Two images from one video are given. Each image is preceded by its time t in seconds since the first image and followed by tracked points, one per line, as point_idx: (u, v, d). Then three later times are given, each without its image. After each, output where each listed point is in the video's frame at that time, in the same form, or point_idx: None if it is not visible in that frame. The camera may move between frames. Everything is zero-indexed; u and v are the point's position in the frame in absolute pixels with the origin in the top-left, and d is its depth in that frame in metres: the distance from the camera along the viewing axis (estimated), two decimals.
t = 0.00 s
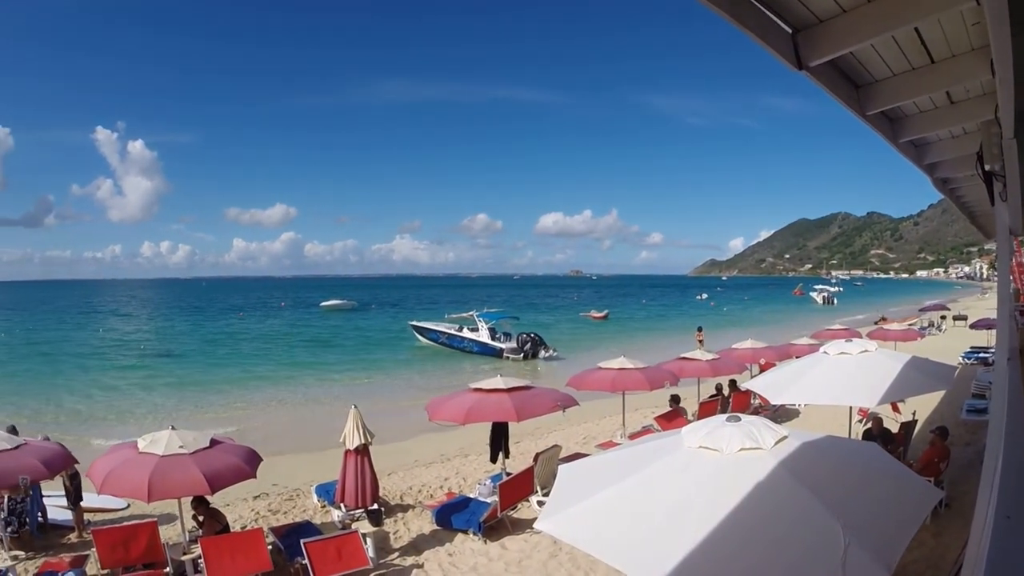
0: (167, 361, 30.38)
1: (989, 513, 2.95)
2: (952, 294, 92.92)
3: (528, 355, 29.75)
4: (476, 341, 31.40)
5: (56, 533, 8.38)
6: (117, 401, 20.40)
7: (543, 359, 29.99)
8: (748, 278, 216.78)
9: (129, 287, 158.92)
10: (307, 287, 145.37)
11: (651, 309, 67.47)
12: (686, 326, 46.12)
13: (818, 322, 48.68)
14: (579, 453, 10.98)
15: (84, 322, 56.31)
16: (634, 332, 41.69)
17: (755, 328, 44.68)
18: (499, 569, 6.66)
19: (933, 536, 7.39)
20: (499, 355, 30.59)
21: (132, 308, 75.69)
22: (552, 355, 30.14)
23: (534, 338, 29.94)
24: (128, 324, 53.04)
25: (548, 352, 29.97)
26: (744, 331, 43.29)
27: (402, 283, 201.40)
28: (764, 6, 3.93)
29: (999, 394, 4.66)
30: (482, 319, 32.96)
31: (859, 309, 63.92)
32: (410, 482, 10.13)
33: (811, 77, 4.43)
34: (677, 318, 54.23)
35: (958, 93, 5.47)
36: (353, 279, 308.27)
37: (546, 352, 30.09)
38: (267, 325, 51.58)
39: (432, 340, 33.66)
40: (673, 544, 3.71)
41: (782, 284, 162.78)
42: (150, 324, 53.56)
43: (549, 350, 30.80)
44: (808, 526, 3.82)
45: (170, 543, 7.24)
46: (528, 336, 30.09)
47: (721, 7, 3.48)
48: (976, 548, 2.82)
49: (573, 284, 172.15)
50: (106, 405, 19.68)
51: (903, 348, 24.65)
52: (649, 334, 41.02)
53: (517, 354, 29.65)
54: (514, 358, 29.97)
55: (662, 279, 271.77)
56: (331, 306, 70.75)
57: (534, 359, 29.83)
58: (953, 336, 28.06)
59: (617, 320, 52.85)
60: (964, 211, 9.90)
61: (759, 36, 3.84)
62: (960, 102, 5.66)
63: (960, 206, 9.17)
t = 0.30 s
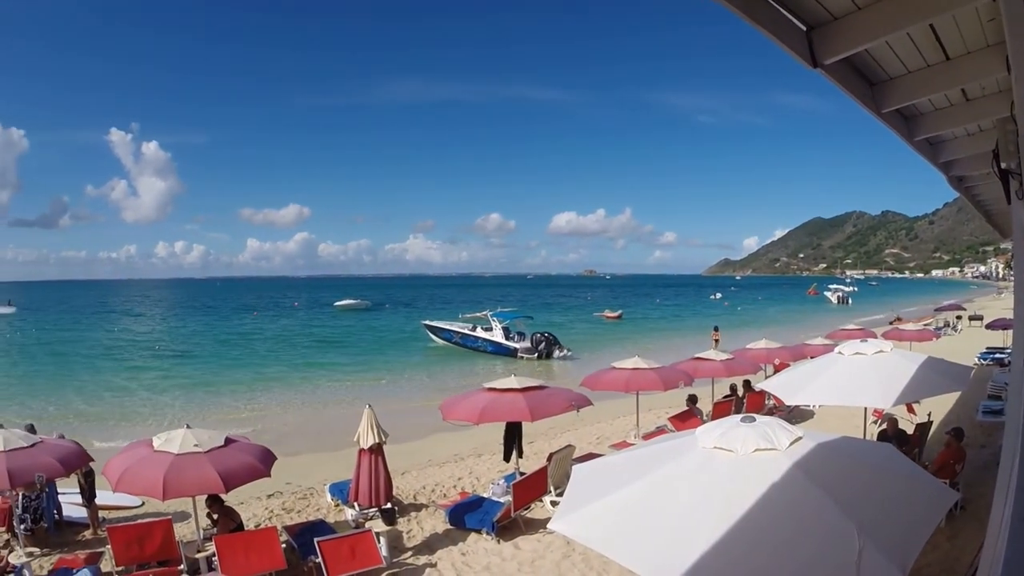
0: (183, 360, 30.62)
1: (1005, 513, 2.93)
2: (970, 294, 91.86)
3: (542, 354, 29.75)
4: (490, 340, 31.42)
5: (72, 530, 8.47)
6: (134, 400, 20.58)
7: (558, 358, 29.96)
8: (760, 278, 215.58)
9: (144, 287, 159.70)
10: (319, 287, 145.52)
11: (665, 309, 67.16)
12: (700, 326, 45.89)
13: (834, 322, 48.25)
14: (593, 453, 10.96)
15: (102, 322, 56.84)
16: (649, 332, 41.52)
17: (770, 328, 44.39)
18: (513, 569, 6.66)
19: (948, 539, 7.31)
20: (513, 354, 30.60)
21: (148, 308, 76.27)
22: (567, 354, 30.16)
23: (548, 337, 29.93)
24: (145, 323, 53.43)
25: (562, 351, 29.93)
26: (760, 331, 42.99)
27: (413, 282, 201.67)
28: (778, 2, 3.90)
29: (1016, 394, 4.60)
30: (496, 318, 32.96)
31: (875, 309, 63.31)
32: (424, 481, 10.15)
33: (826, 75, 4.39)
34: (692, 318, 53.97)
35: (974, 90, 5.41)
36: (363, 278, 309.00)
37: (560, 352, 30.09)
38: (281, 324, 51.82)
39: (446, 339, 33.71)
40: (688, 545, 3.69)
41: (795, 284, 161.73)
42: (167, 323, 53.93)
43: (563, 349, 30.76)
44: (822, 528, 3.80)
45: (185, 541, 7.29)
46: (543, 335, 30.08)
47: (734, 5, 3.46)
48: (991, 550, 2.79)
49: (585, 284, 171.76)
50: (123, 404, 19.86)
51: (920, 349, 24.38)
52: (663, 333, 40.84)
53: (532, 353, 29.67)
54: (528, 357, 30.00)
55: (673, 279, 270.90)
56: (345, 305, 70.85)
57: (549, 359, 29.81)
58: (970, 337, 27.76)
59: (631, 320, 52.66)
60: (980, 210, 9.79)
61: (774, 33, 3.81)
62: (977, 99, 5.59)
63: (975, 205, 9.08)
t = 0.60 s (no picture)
0: (198, 360, 30.81)
1: None
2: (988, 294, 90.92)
3: (558, 354, 29.77)
4: (506, 340, 31.44)
5: (87, 527, 8.53)
6: (152, 399, 20.72)
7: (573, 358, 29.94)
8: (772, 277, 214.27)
9: (159, 287, 160.72)
10: (332, 287, 145.68)
11: (679, 309, 66.77)
12: (716, 326, 45.61)
13: (851, 322, 47.94)
14: (608, 453, 10.94)
15: (119, 321, 57.23)
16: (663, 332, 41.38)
17: (786, 328, 44.04)
18: (528, 569, 6.66)
19: (965, 541, 7.24)
20: (528, 354, 30.62)
21: (164, 308, 76.71)
22: (582, 354, 30.13)
23: (564, 337, 29.94)
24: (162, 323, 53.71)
25: (578, 351, 29.90)
26: (775, 330, 42.67)
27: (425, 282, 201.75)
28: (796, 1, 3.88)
29: None
30: (511, 318, 32.99)
31: (892, 309, 62.79)
32: (438, 480, 10.17)
33: (844, 74, 4.36)
34: (707, 318, 53.62)
35: (992, 89, 5.36)
36: (374, 278, 309.60)
37: (576, 352, 30.09)
38: (296, 324, 51.97)
39: (460, 340, 33.75)
40: (705, 546, 3.67)
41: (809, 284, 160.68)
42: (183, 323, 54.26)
43: (579, 349, 30.72)
44: (840, 529, 3.76)
45: (200, 538, 7.32)
46: (558, 335, 30.11)
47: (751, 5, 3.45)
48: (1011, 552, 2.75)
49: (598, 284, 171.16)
50: (141, 403, 19.99)
51: (937, 350, 24.19)
52: (678, 334, 40.70)
53: (547, 353, 29.70)
54: (544, 357, 30.03)
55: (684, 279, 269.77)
56: (360, 305, 70.88)
57: (564, 359, 29.81)
58: (988, 337, 27.47)
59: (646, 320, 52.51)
60: (998, 209, 9.69)
61: (793, 33, 3.79)
62: (994, 97, 5.53)
63: (992, 203, 9.00)
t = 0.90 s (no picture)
0: (214, 359, 31.05)
1: None
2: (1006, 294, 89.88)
3: (574, 353, 29.83)
4: (521, 340, 31.46)
5: (103, 525, 8.62)
6: (169, 398, 20.91)
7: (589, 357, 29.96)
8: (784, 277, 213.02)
9: (173, 287, 161.99)
10: (345, 288, 146.14)
11: (693, 309, 66.44)
12: (730, 326, 45.33)
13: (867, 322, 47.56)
14: (623, 453, 10.93)
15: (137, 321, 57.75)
16: (678, 332, 41.21)
17: (802, 328, 43.75)
18: (542, 569, 6.66)
19: (981, 544, 7.17)
20: (543, 354, 30.63)
21: (180, 308, 77.28)
22: (597, 353, 30.15)
23: (579, 336, 29.97)
24: (180, 323, 54.14)
25: (593, 350, 29.92)
26: (791, 330, 42.38)
27: (436, 282, 201.95)
28: None
29: None
30: (526, 317, 33.00)
31: (908, 309, 62.23)
32: (453, 480, 10.19)
33: (862, 71, 4.33)
34: (721, 318, 53.30)
35: (1011, 87, 5.30)
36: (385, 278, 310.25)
37: (591, 350, 30.08)
38: (310, 324, 52.17)
39: (475, 340, 33.80)
40: (721, 545, 3.66)
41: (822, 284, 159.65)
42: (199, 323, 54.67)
43: (594, 348, 30.70)
44: (856, 531, 3.74)
45: (216, 536, 7.37)
46: (574, 334, 30.13)
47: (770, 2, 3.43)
48: None
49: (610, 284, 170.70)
50: (159, 403, 20.17)
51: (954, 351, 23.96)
52: (692, 334, 40.52)
53: (563, 353, 29.72)
54: (559, 356, 30.04)
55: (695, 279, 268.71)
56: (374, 305, 70.92)
57: (580, 357, 29.88)
58: (1007, 338, 27.14)
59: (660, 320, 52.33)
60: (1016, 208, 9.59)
61: (810, 31, 3.77)
62: (1012, 96, 5.47)
63: (1010, 202, 8.91)
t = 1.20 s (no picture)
0: (230, 359, 31.29)
1: None
2: None
3: (590, 353, 29.89)
4: (537, 339, 31.48)
5: (121, 521, 8.71)
6: (187, 397, 21.09)
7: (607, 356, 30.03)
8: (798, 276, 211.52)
9: (189, 287, 163.35)
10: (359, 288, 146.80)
11: (708, 309, 66.08)
12: (747, 326, 45.04)
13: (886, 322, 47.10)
14: (640, 453, 10.90)
15: (156, 321, 58.33)
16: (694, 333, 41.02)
17: (820, 328, 43.41)
18: (558, 569, 6.66)
19: (999, 547, 7.09)
20: (561, 353, 30.64)
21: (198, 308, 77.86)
22: (614, 353, 30.33)
23: (597, 336, 30.01)
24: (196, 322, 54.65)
25: (611, 350, 29.95)
26: (808, 330, 42.02)
27: (448, 281, 202.29)
28: None
29: None
30: (544, 317, 33.00)
31: (927, 309, 61.52)
32: (469, 479, 10.21)
33: (881, 69, 4.30)
34: (736, 318, 52.98)
35: None
36: (397, 277, 311.07)
37: (608, 350, 30.35)
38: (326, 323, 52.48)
39: (490, 339, 33.83)
40: (739, 546, 3.65)
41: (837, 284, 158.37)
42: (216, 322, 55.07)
43: (611, 348, 30.72)
44: (875, 533, 3.71)
45: (232, 534, 7.43)
46: (591, 334, 30.15)
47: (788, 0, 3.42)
48: None
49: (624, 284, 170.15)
50: (177, 401, 20.36)
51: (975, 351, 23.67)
52: (708, 334, 40.31)
53: (581, 352, 29.77)
54: (576, 356, 30.05)
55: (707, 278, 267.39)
56: (389, 305, 71.11)
57: (597, 356, 29.98)
58: None
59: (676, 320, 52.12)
60: None
61: (830, 29, 3.75)
62: None
63: None
